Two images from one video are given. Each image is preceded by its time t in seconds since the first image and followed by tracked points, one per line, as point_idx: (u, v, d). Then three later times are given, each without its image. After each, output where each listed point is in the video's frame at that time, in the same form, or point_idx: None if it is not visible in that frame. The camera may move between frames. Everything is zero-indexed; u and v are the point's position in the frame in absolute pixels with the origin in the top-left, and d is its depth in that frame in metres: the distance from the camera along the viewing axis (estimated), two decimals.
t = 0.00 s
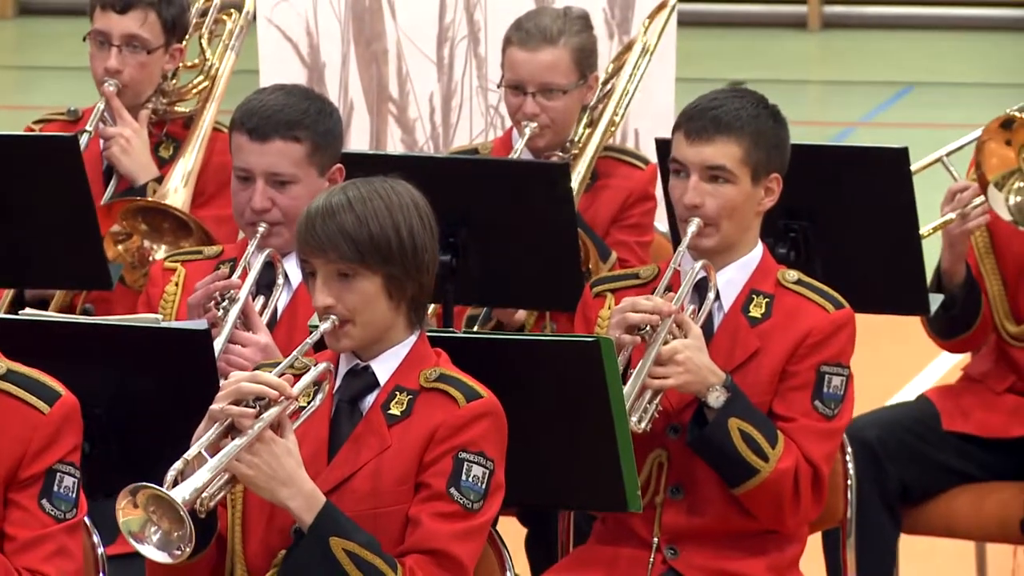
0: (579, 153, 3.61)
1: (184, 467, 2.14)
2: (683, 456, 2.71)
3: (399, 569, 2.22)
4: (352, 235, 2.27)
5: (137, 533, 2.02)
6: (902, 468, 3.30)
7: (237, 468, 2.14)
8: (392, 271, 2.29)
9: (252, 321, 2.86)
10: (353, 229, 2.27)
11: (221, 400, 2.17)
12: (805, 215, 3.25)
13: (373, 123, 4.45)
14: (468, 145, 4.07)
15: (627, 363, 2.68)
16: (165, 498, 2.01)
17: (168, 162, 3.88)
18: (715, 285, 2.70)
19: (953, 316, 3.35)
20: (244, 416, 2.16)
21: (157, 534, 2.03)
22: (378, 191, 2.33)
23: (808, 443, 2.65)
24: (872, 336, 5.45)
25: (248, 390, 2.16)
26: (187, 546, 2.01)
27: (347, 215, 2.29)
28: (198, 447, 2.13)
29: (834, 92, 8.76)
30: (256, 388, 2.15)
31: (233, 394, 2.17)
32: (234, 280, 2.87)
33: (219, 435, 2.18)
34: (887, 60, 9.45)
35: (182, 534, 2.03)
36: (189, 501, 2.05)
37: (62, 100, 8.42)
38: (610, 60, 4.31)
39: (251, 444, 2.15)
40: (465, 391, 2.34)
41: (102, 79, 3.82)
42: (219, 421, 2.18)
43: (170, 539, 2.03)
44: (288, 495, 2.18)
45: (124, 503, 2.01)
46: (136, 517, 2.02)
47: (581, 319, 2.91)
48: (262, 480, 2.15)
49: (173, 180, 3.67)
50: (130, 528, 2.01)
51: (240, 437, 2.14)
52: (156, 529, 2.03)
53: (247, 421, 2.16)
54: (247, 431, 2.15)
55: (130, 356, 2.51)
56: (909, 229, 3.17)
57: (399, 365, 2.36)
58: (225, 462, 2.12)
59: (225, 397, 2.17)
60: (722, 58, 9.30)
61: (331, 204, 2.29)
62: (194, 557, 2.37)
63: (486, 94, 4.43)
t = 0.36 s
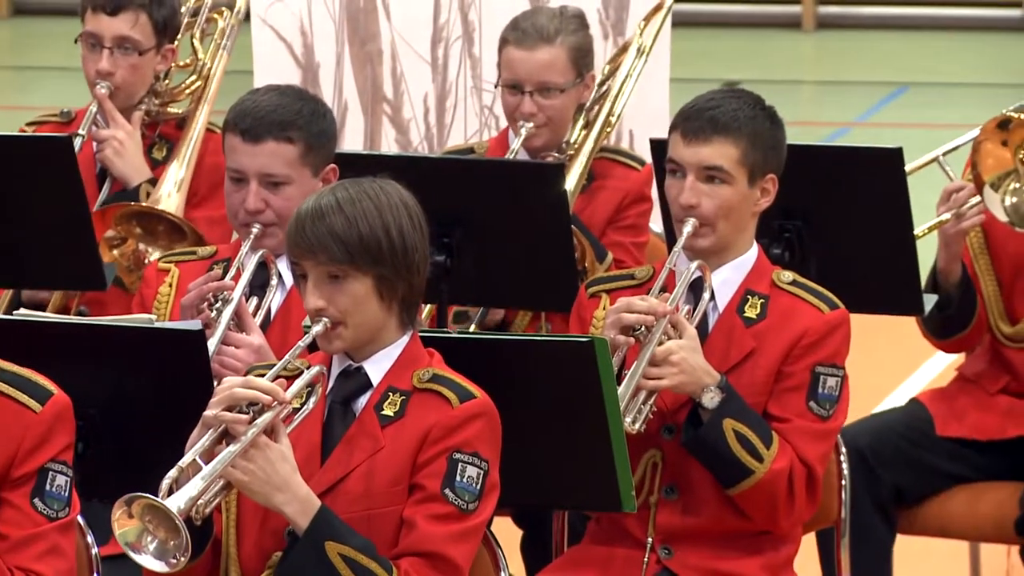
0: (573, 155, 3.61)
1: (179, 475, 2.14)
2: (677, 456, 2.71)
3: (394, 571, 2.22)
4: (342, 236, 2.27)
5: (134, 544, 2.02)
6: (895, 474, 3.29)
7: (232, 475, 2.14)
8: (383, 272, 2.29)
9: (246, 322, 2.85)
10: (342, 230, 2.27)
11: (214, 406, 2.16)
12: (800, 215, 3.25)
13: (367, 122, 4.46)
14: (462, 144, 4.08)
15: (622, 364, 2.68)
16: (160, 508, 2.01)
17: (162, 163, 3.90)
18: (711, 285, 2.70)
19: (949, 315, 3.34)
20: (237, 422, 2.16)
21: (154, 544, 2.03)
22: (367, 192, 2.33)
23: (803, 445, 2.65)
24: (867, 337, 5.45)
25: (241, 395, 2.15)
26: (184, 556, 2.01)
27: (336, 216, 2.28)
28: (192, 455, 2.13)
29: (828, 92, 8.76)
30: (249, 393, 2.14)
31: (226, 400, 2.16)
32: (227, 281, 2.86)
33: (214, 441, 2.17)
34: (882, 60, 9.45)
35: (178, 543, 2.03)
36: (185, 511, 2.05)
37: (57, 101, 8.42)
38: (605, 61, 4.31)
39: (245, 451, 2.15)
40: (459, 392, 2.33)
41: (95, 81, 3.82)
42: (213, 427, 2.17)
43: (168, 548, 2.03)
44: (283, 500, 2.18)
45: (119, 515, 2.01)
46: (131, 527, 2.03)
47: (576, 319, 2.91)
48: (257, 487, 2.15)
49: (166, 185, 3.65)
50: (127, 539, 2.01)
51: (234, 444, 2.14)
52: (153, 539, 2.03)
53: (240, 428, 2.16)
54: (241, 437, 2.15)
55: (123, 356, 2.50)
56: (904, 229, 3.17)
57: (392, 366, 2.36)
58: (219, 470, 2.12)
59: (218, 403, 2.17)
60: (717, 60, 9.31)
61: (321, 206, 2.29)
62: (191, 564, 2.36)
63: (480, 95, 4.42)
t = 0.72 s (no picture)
0: (563, 153, 3.61)
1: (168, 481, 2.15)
2: (665, 455, 2.71)
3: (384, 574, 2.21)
4: (328, 238, 2.26)
5: (124, 553, 2.02)
6: (884, 471, 3.28)
7: (221, 480, 2.14)
8: (369, 273, 2.29)
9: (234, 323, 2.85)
10: (328, 231, 2.27)
11: (203, 412, 2.16)
12: (788, 216, 3.24)
13: (354, 123, 4.45)
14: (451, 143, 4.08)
15: (611, 365, 2.68)
16: (151, 516, 2.02)
17: (150, 162, 3.87)
18: (700, 286, 2.69)
19: (955, 302, 3.30)
20: (226, 428, 2.15)
21: (145, 551, 2.04)
22: (353, 193, 2.32)
23: (791, 446, 2.65)
24: (854, 336, 5.45)
25: (229, 401, 2.15)
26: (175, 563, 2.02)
27: (322, 218, 2.28)
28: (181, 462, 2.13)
29: (816, 92, 8.77)
30: (237, 399, 2.15)
31: (215, 405, 2.16)
32: (216, 283, 2.86)
33: (202, 447, 2.17)
34: (868, 60, 9.47)
35: (168, 553, 2.03)
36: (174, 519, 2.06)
37: (44, 100, 8.40)
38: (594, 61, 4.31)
39: (233, 456, 2.15)
40: (447, 393, 2.33)
41: (83, 81, 3.81)
42: (202, 433, 2.17)
43: (158, 558, 2.04)
44: (272, 504, 2.17)
45: (109, 523, 2.02)
46: (122, 536, 2.03)
47: (565, 320, 2.90)
48: (246, 492, 2.15)
49: (156, 179, 3.64)
50: (117, 547, 2.02)
51: (222, 449, 2.14)
52: (143, 548, 2.04)
53: (229, 433, 2.15)
54: (229, 443, 2.15)
55: (111, 357, 2.50)
56: (891, 230, 3.18)
57: (379, 366, 2.36)
58: (208, 477, 2.12)
59: (206, 408, 2.17)
60: (704, 60, 9.31)
61: (306, 207, 2.29)
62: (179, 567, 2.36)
63: (468, 94, 4.42)
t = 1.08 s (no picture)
0: (552, 155, 3.60)
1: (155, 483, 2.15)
2: (653, 457, 2.71)
3: None
4: (316, 240, 2.26)
5: (113, 555, 2.01)
6: (875, 468, 3.27)
7: (208, 481, 2.14)
8: (357, 275, 2.28)
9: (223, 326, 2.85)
10: (316, 233, 2.27)
11: (192, 413, 2.17)
12: (775, 218, 3.24)
13: (343, 124, 4.45)
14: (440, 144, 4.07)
15: (598, 367, 2.67)
16: (139, 517, 2.02)
17: (141, 165, 3.91)
18: (688, 287, 2.69)
19: (959, 292, 3.26)
20: (214, 429, 2.16)
21: (133, 553, 2.03)
22: (341, 195, 2.32)
23: (779, 447, 2.65)
24: (844, 338, 5.46)
25: (217, 402, 2.15)
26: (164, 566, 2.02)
27: (310, 220, 2.28)
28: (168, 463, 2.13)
29: (804, 93, 8.78)
30: (226, 399, 2.15)
31: (204, 406, 2.16)
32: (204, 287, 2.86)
33: (191, 448, 2.18)
34: (856, 62, 9.48)
35: (157, 554, 2.03)
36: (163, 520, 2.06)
37: (33, 102, 8.39)
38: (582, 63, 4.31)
39: (221, 457, 2.15)
40: (435, 395, 2.33)
41: (74, 84, 3.80)
42: (190, 434, 2.18)
43: (147, 559, 2.03)
44: (260, 506, 2.17)
45: (97, 525, 2.02)
46: (110, 538, 2.03)
47: (553, 322, 2.90)
48: (234, 494, 2.15)
49: (147, 189, 3.64)
50: (106, 549, 2.01)
51: (211, 451, 2.14)
52: (131, 549, 2.03)
53: (218, 434, 2.16)
54: (218, 444, 2.15)
55: (99, 360, 2.49)
56: (880, 232, 3.18)
57: (367, 368, 2.35)
58: (196, 478, 2.12)
59: (195, 409, 2.17)
60: (693, 62, 9.32)
61: (295, 209, 2.29)
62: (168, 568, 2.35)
63: (456, 96, 4.43)
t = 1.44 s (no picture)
0: (533, 163, 3.60)
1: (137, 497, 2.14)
2: (635, 466, 2.71)
3: None
4: (297, 250, 2.26)
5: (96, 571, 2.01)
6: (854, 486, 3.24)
7: (190, 494, 2.13)
8: (339, 285, 2.28)
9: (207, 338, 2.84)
10: (298, 243, 2.26)
11: (173, 426, 2.16)
12: (759, 227, 3.24)
13: (325, 134, 4.44)
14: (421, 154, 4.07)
15: (580, 376, 2.67)
16: (121, 533, 2.01)
17: (122, 175, 3.89)
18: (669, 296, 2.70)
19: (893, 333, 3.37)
20: (195, 442, 2.14)
21: (116, 568, 2.03)
22: (322, 205, 2.31)
23: (761, 457, 2.65)
24: (826, 347, 5.47)
25: (200, 415, 2.14)
26: None
27: (291, 229, 2.27)
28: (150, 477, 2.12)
29: (787, 103, 8.79)
30: (208, 412, 2.14)
31: (185, 419, 2.15)
32: (188, 298, 2.86)
33: (174, 460, 2.17)
34: (839, 71, 9.50)
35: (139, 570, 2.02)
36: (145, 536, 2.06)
37: (16, 112, 8.37)
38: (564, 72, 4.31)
39: (204, 470, 2.14)
40: (418, 404, 2.32)
41: (54, 96, 3.79)
42: (173, 447, 2.17)
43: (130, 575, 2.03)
44: (243, 518, 2.16)
45: (80, 540, 2.01)
46: (93, 554, 2.02)
47: (535, 332, 2.90)
48: (217, 507, 2.14)
49: (126, 202, 3.61)
50: (88, 566, 2.01)
51: (193, 464, 2.13)
52: (115, 565, 2.03)
53: (199, 448, 2.15)
54: (199, 458, 2.14)
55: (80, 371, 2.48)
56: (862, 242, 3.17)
57: (349, 378, 2.34)
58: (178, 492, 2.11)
59: (177, 422, 2.16)
60: (676, 71, 9.33)
61: (275, 218, 2.28)
62: None
63: (439, 105, 4.44)
